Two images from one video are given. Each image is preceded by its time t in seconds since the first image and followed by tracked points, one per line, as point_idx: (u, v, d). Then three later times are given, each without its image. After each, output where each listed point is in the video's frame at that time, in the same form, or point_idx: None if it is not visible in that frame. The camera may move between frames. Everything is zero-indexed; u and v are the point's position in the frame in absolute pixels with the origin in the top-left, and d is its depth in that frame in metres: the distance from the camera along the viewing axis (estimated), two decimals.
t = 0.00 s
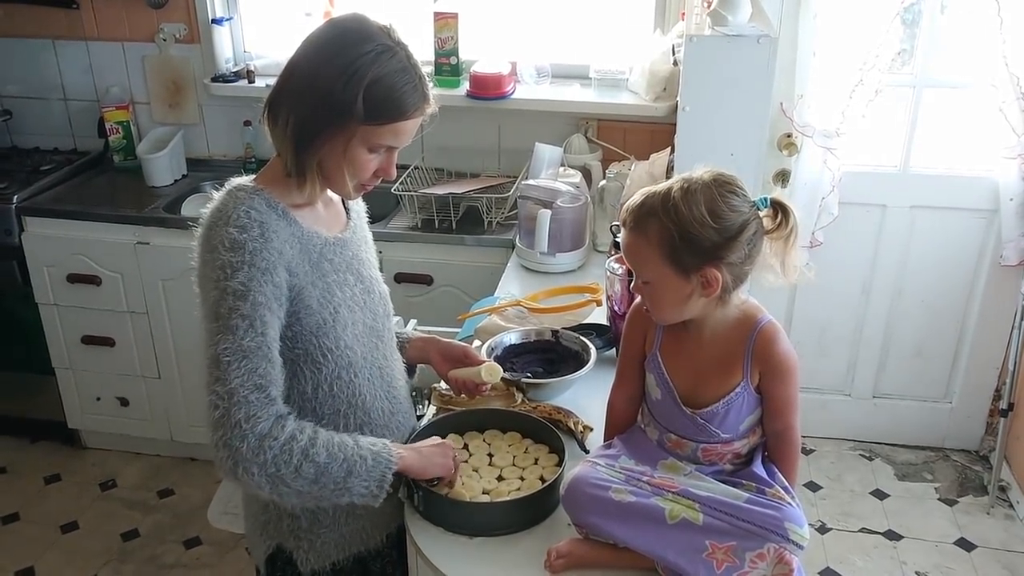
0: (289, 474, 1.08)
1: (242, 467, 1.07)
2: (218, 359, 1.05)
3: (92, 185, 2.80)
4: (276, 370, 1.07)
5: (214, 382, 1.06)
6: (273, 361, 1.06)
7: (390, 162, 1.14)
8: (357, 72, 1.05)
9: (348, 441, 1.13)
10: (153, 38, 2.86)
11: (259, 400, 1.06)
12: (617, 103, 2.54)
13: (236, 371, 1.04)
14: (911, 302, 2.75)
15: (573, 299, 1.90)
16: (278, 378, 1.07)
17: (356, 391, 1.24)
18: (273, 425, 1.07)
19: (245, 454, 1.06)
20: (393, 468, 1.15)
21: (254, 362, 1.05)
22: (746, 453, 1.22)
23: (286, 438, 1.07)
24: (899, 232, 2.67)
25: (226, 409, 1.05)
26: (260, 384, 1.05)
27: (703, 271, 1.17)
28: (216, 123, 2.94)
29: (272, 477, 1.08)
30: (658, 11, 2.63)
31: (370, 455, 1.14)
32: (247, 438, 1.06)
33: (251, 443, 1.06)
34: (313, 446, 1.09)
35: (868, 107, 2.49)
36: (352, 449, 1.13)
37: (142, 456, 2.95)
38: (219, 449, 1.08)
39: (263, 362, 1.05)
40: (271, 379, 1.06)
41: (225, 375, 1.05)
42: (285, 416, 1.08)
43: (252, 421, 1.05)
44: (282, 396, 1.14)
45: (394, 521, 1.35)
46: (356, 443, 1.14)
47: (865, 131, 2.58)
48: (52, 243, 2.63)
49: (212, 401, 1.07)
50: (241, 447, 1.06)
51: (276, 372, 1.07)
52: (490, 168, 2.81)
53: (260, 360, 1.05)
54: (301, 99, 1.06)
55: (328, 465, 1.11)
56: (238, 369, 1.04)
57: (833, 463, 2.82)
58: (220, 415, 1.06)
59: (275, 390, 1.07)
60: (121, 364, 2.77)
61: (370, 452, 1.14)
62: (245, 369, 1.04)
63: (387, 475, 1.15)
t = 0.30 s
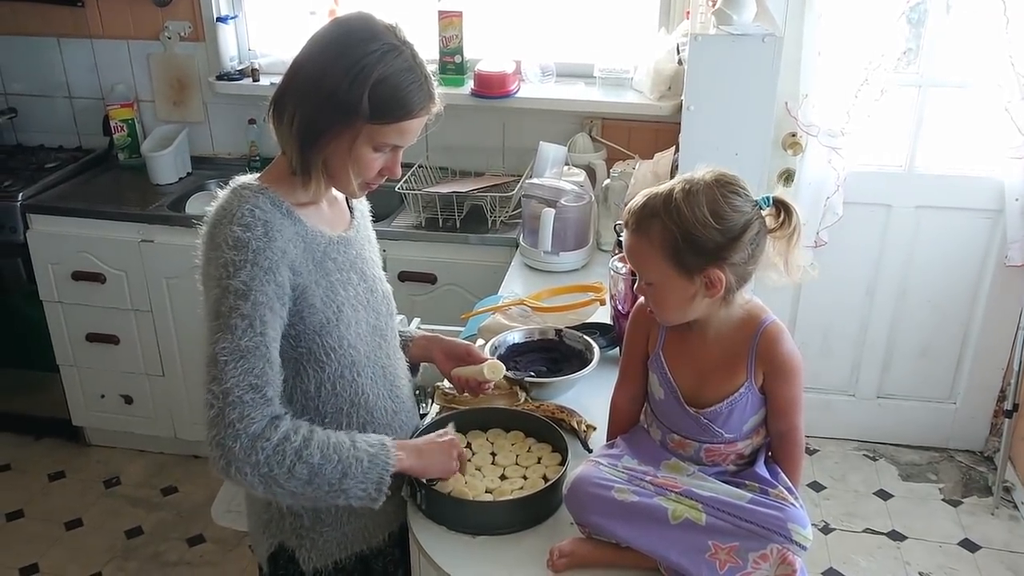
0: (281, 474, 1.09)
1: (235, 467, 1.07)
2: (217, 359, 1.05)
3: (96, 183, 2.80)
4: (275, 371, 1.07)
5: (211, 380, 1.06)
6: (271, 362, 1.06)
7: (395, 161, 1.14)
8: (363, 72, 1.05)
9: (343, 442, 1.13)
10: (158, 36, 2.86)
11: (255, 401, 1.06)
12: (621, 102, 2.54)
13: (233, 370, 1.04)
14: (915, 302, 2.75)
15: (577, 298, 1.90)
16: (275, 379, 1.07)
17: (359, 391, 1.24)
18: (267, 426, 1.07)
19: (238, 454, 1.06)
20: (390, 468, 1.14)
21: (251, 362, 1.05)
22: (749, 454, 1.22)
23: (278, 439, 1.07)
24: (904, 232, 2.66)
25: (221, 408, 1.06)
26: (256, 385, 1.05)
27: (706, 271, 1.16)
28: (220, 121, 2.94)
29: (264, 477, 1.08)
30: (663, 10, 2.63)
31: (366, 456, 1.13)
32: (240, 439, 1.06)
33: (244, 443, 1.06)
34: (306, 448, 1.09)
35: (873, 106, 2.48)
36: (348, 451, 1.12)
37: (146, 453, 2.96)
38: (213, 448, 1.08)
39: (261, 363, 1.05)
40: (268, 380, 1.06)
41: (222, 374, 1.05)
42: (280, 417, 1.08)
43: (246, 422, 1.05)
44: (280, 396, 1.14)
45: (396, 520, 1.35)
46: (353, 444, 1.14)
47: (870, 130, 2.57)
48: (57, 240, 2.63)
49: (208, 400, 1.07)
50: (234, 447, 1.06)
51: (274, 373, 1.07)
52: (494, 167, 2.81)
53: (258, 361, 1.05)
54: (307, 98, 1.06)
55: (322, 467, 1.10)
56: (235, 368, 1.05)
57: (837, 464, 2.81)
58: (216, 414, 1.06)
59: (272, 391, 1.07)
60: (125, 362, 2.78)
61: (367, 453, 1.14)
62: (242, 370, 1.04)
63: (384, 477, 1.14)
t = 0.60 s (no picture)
0: (277, 476, 1.09)
1: (231, 469, 1.09)
2: (217, 364, 1.06)
3: (102, 184, 2.81)
4: (274, 375, 1.08)
5: (211, 385, 1.07)
6: (272, 367, 1.07)
7: (402, 162, 1.14)
8: (370, 74, 1.05)
9: (339, 442, 1.12)
10: (164, 36, 2.87)
11: (251, 406, 1.06)
12: (627, 103, 2.54)
13: (232, 376, 1.05)
14: (921, 304, 2.74)
15: (583, 299, 1.90)
16: (274, 384, 1.08)
17: (364, 392, 1.24)
18: (264, 429, 1.08)
19: (234, 451, 1.08)
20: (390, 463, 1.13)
21: (250, 368, 1.05)
22: (755, 456, 1.22)
23: (271, 441, 1.08)
24: (909, 234, 2.66)
25: (220, 413, 1.07)
26: (253, 390, 1.06)
27: (712, 275, 1.16)
28: (226, 122, 2.95)
29: (258, 476, 1.09)
30: (669, 11, 2.63)
31: (364, 453, 1.12)
32: (234, 443, 1.07)
33: (240, 443, 1.07)
34: (299, 449, 1.09)
35: (879, 107, 2.48)
36: (342, 450, 1.12)
37: (151, 453, 2.97)
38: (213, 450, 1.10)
39: (260, 368, 1.06)
40: (266, 385, 1.07)
41: (222, 379, 1.06)
42: (275, 419, 1.09)
43: (241, 426, 1.06)
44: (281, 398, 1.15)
45: (401, 521, 1.35)
46: (349, 441, 1.13)
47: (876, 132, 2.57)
48: (63, 240, 2.64)
49: (209, 403, 1.08)
50: (231, 443, 1.07)
51: (273, 378, 1.07)
52: (500, 168, 2.81)
53: (257, 367, 1.05)
54: (314, 100, 1.06)
55: (315, 468, 1.10)
56: (234, 374, 1.05)
57: (842, 466, 2.81)
58: (215, 418, 1.08)
59: (269, 396, 1.08)
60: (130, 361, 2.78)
61: (365, 448, 1.13)
62: (241, 375, 1.05)
63: (384, 470, 1.13)
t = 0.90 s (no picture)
0: (263, 476, 1.12)
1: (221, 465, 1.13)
2: (214, 367, 1.08)
3: (107, 186, 2.81)
4: (267, 381, 1.09)
5: (209, 387, 1.10)
6: (265, 373, 1.08)
7: (404, 160, 1.15)
8: (368, 73, 1.05)
9: (323, 447, 1.13)
10: (170, 40, 2.88)
11: (243, 411, 1.08)
12: (631, 108, 2.54)
13: (226, 381, 1.07)
14: (925, 309, 2.74)
15: (587, 303, 1.90)
16: (266, 390, 1.09)
17: (368, 395, 1.24)
18: (252, 433, 1.09)
19: (224, 450, 1.11)
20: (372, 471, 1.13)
21: (244, 374, 1.07)
22: (759, 461, 1.21)
23: (257, 445, 1.10)
24: (913, 239, 2.65)
25: (214, 413, 1.10)
26: (244, 395, 1.08)
27: (716, 279, 1.16)
28: (231, 125, 2.95)
29: (246, 474, 1.12)
30: (673, 15, 2.63)
31: (346, 461, 1.13)
32: (225, 443, 1.10)
33: (230, 444, 1.10)
34: (282, 454, 1.11)
35: (883, 112, 2.48)
36: (325, 456, 1.12)
37: (154, 455, 2.97)
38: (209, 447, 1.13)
39: (252, 375, 1.07)
40: (257, 391, 1.08)
41: (217, 383, 1.08)
42: (265, 423, 1.10)
43: (232, 428, 1.09)
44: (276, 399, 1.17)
45: (403, 525, 1.35)
46: (331, 448, 1.13)
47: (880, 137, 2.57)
48: (67, 243, 2.64)
49: (206, 403, 1.11)
50: (222, 442, 1.10)
51: (265, 385, 1.08)
52: (503, 173, 2.81)
53: (249, 373, 1.07)
54: (314, 101, 1.06)
55: (298, 471, 1.12)
56: (227, 378, 1.07)
57: (845, 471, 2.80)
58: (209, 418, 1.11)
59: (262, 401, 1.09)
60: (134, 363, 2.79)
61: (348, 454, 1.13)
62: (234, 379, 1.07)
63: (367, 477, 1.13)
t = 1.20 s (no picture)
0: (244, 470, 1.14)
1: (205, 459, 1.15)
2: (198, 366, 1.11)
3: (112, 190, 2.82)
4: (249, 381, 1.11)
5: (193, 386, 1.12)
6: (246, 373, 1.10)
7: (401, 154, 1.14)
8: (350, 66, 1.05)
9: (305, 441, 1.14)
10: (175, 45, 2.89)
11: (224, 409, 1.10)
12: (635, 113, 2.54)
13: (207, 380, 1.10)
14: (931, 314, 2.73)
15: (591, 308, 1.90)
16: (247, 388, 1.11)
17: (366, 400, 1.24)
18: (232, 430, 1.11)
19: (206, 445, 1.13)
20: (353, 457, 1.15)
21: (225, 373, 1.09)
22: (764, 465, 1.21)
23: (239, 440, 1.11)
24: (919, 244, 2.65)
25: (197, 411, 1.12)
26: (225, 394, 1.09)
27: (721, 282, 1.16)
28: (236, 130, 2.96)
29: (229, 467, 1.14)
30: (678, 20, 2.63)
31: (327, 451, 1.15)
32: (208, 440, 1.12)
33: (212, 440, 1.12)
34: (264, 449, 1.12)
35: (888, 118, 2.48)
36: (306, 451, 1.14)
37: (157, 459, 2.97)
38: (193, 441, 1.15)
39: (233, 374, 1.09)
40: (238, 390, 1.10)
41: (200, 382, 1.10)
42: (249, 420, 1.12)
43: (213, 426, 1.11)
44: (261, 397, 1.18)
45: (406, 529, 1.35)
46: (312, 440, 1.15)
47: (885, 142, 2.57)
48: (72, 247, 2.65)
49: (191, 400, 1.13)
50: (204, 438, 1.12)
51: (246, 383, 1.10)
52: (508, 177, 2.81)
53: (230, 373, 1.09)
54: (302, 101, 1.07)
55: (279, 465, 1.14)
56: (209, 378, 1.10)
57: (850, 477, 2.79)
58: (193, 414, 1.13)
59: (244, 400, 1.11)
60: (138, 367, 2.79)
61: (327, 446, 1.15)
62: (216, 378, 1.09)
63: (347, 468, 1.15)
